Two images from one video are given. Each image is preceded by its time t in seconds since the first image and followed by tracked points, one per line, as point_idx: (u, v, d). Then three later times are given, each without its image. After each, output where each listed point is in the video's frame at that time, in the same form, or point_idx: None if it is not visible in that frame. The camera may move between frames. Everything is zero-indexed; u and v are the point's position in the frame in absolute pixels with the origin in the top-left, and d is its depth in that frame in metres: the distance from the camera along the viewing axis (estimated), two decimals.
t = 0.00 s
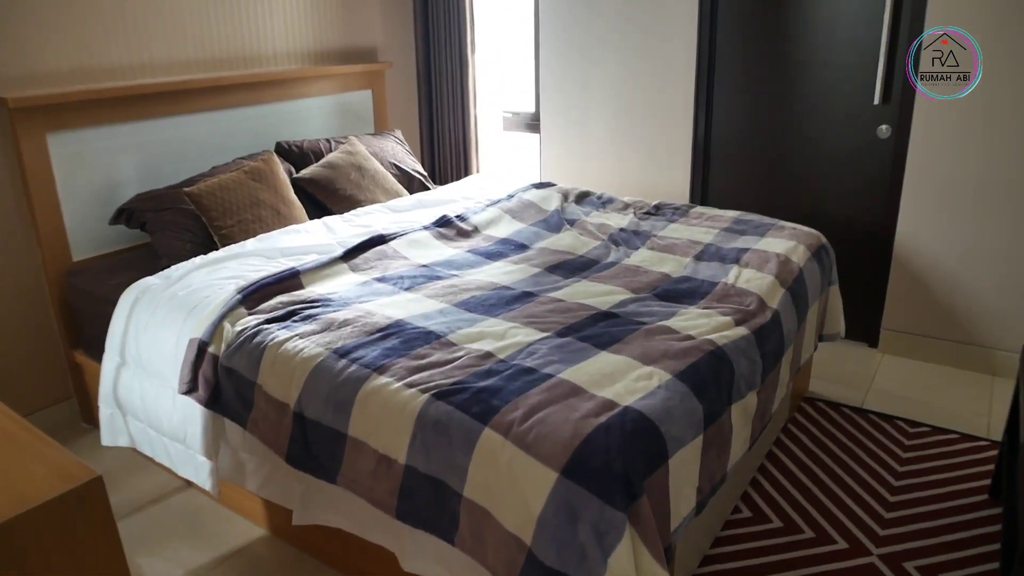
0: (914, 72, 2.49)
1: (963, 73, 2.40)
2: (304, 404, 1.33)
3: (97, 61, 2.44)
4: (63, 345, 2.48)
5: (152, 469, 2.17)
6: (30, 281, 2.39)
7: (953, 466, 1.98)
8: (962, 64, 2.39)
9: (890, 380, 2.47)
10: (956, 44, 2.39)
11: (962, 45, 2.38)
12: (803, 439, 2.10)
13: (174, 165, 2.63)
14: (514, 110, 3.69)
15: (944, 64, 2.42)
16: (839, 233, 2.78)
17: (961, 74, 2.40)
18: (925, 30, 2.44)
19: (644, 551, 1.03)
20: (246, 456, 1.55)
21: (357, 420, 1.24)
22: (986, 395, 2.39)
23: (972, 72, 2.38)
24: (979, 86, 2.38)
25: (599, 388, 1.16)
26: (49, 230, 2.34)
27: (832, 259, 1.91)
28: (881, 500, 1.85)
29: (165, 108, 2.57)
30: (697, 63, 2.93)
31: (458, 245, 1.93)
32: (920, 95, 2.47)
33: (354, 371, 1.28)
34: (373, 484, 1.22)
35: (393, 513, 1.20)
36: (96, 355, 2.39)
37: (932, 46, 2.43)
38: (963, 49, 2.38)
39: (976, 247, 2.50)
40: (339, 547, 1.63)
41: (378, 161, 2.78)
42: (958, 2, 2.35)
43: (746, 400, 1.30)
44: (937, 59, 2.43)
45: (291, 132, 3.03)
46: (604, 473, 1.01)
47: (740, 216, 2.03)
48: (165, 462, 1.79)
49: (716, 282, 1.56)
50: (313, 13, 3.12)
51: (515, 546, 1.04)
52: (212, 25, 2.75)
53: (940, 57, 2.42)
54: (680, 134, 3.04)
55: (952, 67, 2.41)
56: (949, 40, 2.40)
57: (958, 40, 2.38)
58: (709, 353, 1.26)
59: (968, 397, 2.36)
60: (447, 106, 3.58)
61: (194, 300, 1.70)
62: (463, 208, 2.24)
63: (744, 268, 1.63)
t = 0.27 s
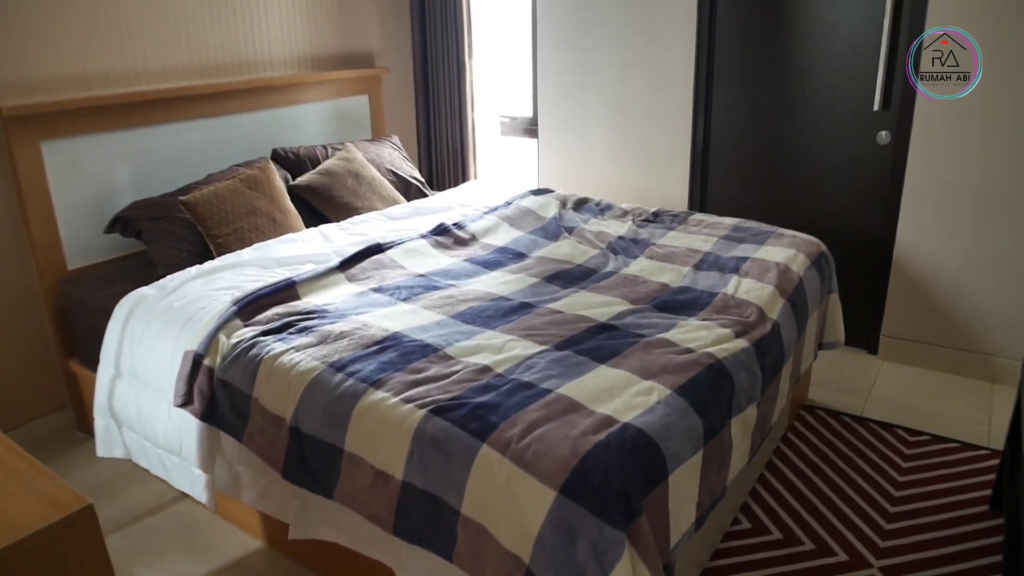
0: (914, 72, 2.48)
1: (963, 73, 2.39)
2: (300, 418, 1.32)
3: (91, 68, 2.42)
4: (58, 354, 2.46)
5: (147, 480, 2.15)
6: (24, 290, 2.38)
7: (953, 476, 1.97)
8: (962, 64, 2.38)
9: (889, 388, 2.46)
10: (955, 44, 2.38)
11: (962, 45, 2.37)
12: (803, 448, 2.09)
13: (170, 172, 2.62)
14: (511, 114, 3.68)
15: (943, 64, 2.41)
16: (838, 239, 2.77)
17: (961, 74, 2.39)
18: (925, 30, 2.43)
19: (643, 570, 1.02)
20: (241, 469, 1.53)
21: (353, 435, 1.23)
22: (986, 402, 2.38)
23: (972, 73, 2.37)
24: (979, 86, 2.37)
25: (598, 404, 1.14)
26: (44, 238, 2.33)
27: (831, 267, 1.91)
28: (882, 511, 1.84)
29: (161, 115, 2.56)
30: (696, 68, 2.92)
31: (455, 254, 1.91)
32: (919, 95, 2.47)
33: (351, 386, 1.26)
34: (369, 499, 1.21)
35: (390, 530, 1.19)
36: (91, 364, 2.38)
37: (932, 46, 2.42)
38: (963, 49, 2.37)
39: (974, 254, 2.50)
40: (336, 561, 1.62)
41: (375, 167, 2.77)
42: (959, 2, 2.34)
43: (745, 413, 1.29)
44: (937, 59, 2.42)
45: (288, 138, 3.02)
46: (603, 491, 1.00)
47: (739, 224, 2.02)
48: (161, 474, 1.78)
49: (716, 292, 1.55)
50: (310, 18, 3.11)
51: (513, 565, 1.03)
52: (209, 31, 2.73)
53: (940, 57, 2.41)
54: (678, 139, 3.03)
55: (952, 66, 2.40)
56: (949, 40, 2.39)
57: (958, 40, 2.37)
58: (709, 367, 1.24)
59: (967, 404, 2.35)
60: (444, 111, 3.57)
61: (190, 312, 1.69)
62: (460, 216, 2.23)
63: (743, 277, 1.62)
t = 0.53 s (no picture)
0: (914, 72, 2.47)
1: (963, 73, 2.38)
2: (299, 429, 1.31)
3: (90, 73, 2.42)
4: (57, 361, 2.46)
5: (146, 487, 2.15)
6: (23, 296, 2.37)
7: (955, 484, 1.96)
8: (962, 64, 2.37)
9: (890, 393, 2.45)
10: (956, 44, 2.37)
11: (962, 45, 2.36)
12: (804, 456, 2.08)
13: (169, 178, 2.62)
14: (512, 118, 3.68)
15: (944, 64, 2.40)
16: (839, 243, 2.77)
17: (961, 74, 2.38)
18: (925, 30, 2.43)
19: None
20: (240, 479, 1.53)
21: (352, 447, 1.22)
22: (988, 408, 2.37)
23: (972, 72, 2.36)
24: (979, 86, 2.36)
25: (598, 417, 1.14)
26: (42, 245, 2.32)
27: (833, 273, 1.90)
28: (883, 519, 1.83)
29: (160, 120, 2.56)
30: (696, 72, 2.92)
31: (455, 261, 1.91)
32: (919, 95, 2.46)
33: (350, 397, 1.26)
34: (369, 511, 1.20)
35: (389, 542, 1.18)
36: (90, 370, 2.37)
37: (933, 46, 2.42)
38: (963, 49, 2.37)
39: (976, 259, 2.49)
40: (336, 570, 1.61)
41: (375, 172, 2.77)
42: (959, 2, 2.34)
43: (746, 424, 1.29)
44: (937, 59, 2.41)
45: (287, 143, 3.01)
46: (603, 506, 1.00)
47: (740, 230, 2.02)
48: (159, 482, 1.77)
49: (716, 301, 1.54)
50: (309, 23, 3.11)
51: None
52: (208, 35, 2.73)
53: (940, 57, 2.40)
54: (679, 143, 3.03)
55: (952, 66, 2.39)
56: (949, 40, 2.38)
57: (958, 40, 2.37)
58: (710, 378, 1.24)
59: (969, 410, 2.35)
60: (444, 115, 3.57)
61: (189, 320, 1.68)
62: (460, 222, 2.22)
63: (744, 285, 1.61)
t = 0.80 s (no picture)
0: (914, 72, 2.47)
1: (963, 73, 2.38)
2: (295, 444, 1.30)
3: (88, 83, 2.42)
4: (54, 371, 2.45)
5: (143, 499, 2.14)
6: (20, 306, 2.37)
7: (955, 495, 1.96)
8: (962, 64, 2.37)
9: (890, 403, 2.45)
10: (956, 44, 2.37)
11: (962, 45, 2.36)
12: (803, 466, 2.07)
13: (167, 188, 2.62)
14: (511, 127, 3.68)
15: (944, 64, 2.40)
16: (838, 252, 2.76)
17: (961, 74, 2.38)
18: (925, 30, 2.42)
19: None
20: (237, 492, 1.52)
21: (349, 462, 1.21)
22: (988, 417, 2.36)
23: (972, 72, 2.36)
24: (979, 86, 2.36)
25: (596, 433, 1.13)
26: (40, 255, 2.32)
27: (832, 283, 1.89)
28: (883, 531, 1.82)
29: (159, 130, 2.56)
30: (695, 80, 2.92)
31: (453, 272, 1.90)
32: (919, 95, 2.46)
33: (347, 412, 1.25)
34: (366, 527, 1.19)
35: (386, 558, 1.17)
36: (88, 381, 2.36)
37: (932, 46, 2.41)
38: (963, 49, 2.36)
39: (974, 268, 2.49)
40: None
41: (374, 182, 2.77)
42: (959, 2, 2.33)
43: (746, 437, 1.28)
44: (937, 60, 2.41)
45: (286, 152, 3.02)
46: (601, 523, 0.99)
47: (738, 240, 2.01)
48: (156, 495, 1.76)
49: (715, 312, 1.54)
50: (308, 32, 3.11)
51: None
52: (207, 45, 2.74)
53: (940, 57, 2.40)
54: (677, 151, 3.03)
55: (952, 66, 2.39)
56: (949, 40, 2.38)
57: (958, 40, 2.36)
58: (709, 392, 1.23)
59: (969, 419, 2.34)
60: (444, 124, 3.57)
61: (185, 333, 1.68)
62: (459, 232, 2.22)
63: (743, 297, 1.60)
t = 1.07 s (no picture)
0: (914, 72, 2.46)
1: (963, 73, 2.37)
2: (291, 459, 1.29)
3: (88, 94, 2.43)
4: (52, 382, 2.44)
5: (140, 511, 2.13)
6: (18, 318, 2.36)
7: (955, 508, 1.95)
8: (962, 64, 2.37)
9: (890, 414, 2.44)
10: (956, 44, 2.37)
11: (962, 45, 2.36)
12: (803, 479, 2.06)
13: (166, 199, 2.62)
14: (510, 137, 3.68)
15: (943, 64, 2.40)
16: (836, 263, 2.76)
17: (961, 74, 2.38)
18: (925, 30, 2.42)
19: None
20: (233, 506, 1.51)
21: (345, 477, 1.20)
22: (988, 429, 2.36)
23: (972, 72, 2.36)
24: (979, 86, 2.35)
25: (593, 449, 1.13)
26: (38, 266, 2.32)
27: (831, 295, 1.89)
28: (883, 545, 1.81)
29: (158, 141, 2.56)
30: (693, 91, 2.93)
31: (451, 284, 1.90)
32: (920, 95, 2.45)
33: (343, 426, 1.24)
34: (361, 542, 1.19)
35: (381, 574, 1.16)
36: (85, 392, 2.35)
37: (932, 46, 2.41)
38: (963, 49, 2.36)
39: (973, 278, 2.49)
40: None
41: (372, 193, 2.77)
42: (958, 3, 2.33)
43: (743, 452, 1.27)
44: (937, 60, 2.40)
45: (285, 163, 3.02)
46: (596, 541, 0.98)
47: (737, 251, 2.01)
48: (152, 508, 1.75)
49: (713, 325, 1.53)
50: (307, 44, 3.13)
51: None
52: (206, 57, 2.75)
53: (940, 56, 2.40)
54: (675, 162, 3.04)
55: (952, 65, 2.38)
56: (949, 40, 2.37)
57: (958, 40, 2.36)
58: (706, 407, 1.23)
59: (969, 431, 2.33)
60: (443, 134, 3.58)
61: (182, 346, 1.67)
62: (457, 243, 2.22)
63: (741, 309, 1.60)
